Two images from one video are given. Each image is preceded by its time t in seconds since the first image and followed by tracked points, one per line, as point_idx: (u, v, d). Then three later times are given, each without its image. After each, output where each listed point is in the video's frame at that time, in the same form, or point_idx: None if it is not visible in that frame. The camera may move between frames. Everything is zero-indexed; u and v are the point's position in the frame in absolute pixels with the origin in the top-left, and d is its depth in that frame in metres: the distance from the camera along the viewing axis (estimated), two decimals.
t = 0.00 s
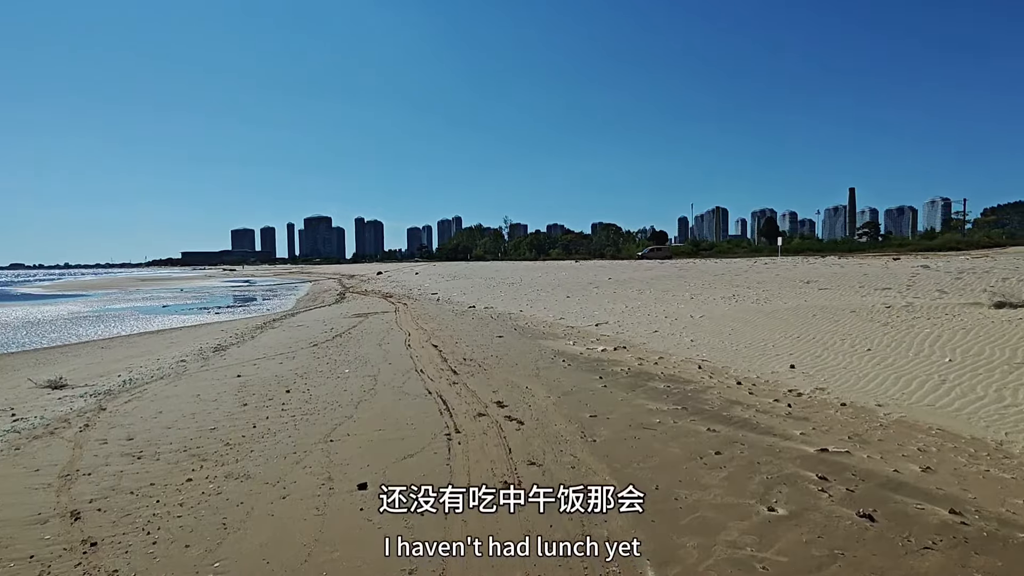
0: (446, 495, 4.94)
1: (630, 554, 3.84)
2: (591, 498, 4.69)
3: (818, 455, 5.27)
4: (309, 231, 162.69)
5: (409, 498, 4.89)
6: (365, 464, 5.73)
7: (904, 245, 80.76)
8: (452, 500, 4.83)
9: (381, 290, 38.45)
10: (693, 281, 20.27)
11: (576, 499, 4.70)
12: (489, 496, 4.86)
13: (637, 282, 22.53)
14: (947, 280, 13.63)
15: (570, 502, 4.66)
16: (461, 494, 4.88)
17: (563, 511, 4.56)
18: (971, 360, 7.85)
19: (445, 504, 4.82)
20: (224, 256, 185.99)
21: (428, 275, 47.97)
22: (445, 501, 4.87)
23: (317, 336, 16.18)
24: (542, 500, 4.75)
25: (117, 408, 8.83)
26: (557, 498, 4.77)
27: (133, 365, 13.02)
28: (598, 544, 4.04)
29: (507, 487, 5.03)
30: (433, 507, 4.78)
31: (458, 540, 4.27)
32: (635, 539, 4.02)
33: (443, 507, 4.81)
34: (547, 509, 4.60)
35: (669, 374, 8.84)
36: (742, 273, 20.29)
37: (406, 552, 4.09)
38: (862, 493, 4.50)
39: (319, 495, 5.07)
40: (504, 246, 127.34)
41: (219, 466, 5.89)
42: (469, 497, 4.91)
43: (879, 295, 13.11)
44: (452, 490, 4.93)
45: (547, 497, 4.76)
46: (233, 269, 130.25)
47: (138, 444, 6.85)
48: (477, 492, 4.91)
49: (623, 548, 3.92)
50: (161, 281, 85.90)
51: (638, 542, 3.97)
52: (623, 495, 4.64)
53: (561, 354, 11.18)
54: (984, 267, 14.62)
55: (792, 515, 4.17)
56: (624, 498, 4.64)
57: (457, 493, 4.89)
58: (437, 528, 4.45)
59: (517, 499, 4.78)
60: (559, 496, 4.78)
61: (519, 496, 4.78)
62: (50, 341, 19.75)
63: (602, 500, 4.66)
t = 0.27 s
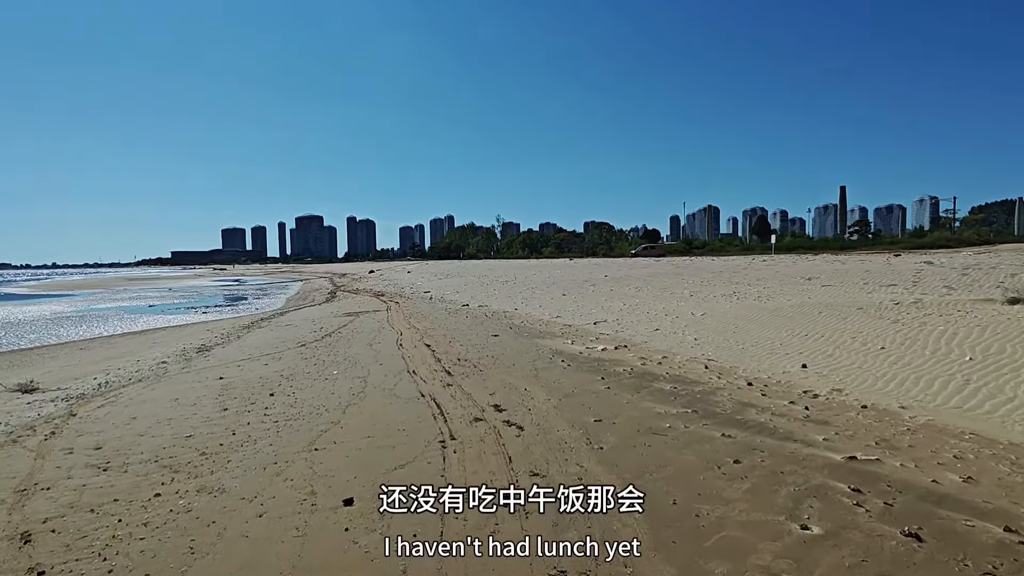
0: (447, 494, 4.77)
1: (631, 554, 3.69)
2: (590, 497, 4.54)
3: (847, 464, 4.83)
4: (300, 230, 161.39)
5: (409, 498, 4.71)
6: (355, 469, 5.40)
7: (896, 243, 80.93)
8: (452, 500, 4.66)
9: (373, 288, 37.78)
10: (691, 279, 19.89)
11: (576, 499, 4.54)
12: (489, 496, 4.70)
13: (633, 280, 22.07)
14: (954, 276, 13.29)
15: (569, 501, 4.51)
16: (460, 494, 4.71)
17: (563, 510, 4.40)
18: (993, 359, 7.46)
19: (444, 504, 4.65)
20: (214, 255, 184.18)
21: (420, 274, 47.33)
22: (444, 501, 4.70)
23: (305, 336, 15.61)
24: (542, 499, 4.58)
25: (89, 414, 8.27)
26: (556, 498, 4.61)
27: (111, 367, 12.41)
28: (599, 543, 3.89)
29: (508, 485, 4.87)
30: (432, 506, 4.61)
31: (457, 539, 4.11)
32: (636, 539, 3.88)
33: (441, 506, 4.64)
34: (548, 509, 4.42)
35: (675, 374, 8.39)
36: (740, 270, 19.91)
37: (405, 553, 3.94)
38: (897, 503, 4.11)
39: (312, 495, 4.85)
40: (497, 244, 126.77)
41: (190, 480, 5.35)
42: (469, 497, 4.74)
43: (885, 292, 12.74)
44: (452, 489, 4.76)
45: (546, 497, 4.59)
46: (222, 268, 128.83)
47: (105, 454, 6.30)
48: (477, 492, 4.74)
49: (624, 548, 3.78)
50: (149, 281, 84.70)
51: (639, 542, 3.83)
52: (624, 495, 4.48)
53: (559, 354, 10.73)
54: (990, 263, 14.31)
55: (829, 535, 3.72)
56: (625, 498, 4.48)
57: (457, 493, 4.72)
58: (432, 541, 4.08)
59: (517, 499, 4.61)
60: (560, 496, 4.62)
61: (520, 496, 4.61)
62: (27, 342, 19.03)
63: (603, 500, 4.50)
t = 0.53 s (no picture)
0: (447, 495, 4.81)
1: (630, 554, 3.76)
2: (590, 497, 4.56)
3: (880, 486, 4.44)
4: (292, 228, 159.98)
5: (409, 498, 4.74)
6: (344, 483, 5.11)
7: (889, 241, 81.01)
8: (452, 500, 4.69)
9: (366, 288, 37.17)
10: (691, 278, 19.48)
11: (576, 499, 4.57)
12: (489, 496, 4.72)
13: (632, 279, 21.65)
14: (962, 276, 12.97)
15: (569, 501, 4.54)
16: (460, 495, 4.74)
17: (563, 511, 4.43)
18: (1018, 365, 7.10)
19: (444, 504, 4.68)
20: (206, 253, 182.58)
21: (414, 272, 46.70)
22: (444, 502, 4.73)
23: (294, 338, 15.11)
24: (542, 500, 4.61)
25: (59, 425, 7.76)
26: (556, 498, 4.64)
27: (88, 373, 11.84)
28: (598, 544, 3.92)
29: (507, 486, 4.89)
30: (433, 507, 4.64)
31: (458, 539, 4.15)
32: (635, 538, 3.95)
33: (442, 506, 4.66)
34: (549, 514, 4.38)
35: (681, 381, 8.00)
36: (740, 270, 19.53)
37: (406, 552, 3.97)
38: (936, 527, 3.80)
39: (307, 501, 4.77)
40: (491, 242, 126.18)
41: (158, 506, 4.86)
42: (469, 497, 4.77)
43: (893, 292, 12.39)
44: (452, 490, 4.79)
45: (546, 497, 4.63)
46: (214, 267, 127.56)
47: (70, 472, 5.82)
48: (477, 492, 4.76)
49: (623, 548, 3.84)
50: (138, 279, 83.59)
51: (638, 542, 3.90)
52: (623, 495, 4.53)
53: (558, 358, 10.31)
54: (997, 262, 14.00)
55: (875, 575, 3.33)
56: (624, 499, 4.53)
57: (457, 493, 4.75)
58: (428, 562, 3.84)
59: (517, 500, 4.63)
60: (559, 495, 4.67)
61: (520, 496, 4.65)
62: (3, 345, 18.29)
63: (602, 501, 4.53)
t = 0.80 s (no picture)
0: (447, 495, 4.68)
1: (631, 554, 3.67)
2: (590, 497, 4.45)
3: (924, 503, 4.03)
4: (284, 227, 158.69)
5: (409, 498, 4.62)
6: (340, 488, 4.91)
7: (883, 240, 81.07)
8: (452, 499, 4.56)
9: (358, 287, 36.55)
10: (690, 276, 19.09)
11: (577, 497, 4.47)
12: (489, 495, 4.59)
13: (630, 278, 21.20)
14: (972, 274, 12.64)
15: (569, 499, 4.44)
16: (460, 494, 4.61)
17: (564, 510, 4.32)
18: None
19: (444, 504, 4.55)
20: (197, 252, 180.94)
21: (407, 271, 46.07)
22: (444, 501, 4.60)
23: (282, 339, 14.57)
24: (542, 499, 4.49)
25: (26, 433, 7.23)
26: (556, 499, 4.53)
27: (65, 376, 11.29)
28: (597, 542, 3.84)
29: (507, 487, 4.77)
30: (433, 506, 4.53)
31: (457, 539, 4.04)
32: (636, 539, 3.85)
33: (441, 505, 4.55)
34: (549, 516, 4.24)
35: (691, 384, 7.55)
36: (741, 268, 19.17)
37: (405, 553, 3.86)
38: (989, 549, 3.44)
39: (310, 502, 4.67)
40: (484, 242, 125.59)
41: (123, 528, 4.37)
42: (469, 497, 4.63)
43: (902, 290, 12.04)
44: (452, 490, 4.66)
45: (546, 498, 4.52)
46: (205, 266, 126.25)
47: (30, 488, 5.30)
48: (477, 492, 4.63)
49: (624, 548, 3.75)
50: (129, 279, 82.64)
51: (640, 542, 3.80)
52: (625, 495, 4.41)
53: (558, 359, 9.89)
54: (1006, 260, 13.70)
55: None
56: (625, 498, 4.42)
57: (457, 493, 4.62)
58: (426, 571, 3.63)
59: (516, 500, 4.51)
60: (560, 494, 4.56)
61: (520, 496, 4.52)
62: None
63: (605, 500, 4.41)
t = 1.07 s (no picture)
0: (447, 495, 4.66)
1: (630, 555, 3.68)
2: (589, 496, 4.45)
3: (973, 533, 3.64)
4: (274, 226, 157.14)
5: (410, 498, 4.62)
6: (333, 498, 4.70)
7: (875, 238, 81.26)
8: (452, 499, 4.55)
9: (349, 286, 35.91)
10: (689, 276, 18.69)
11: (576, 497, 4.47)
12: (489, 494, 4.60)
13: (627, 277, 20.79)
14: (979, 273, 12.31)
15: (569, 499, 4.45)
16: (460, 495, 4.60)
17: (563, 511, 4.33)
18: None
19: (444, 504, 4.55)
20: (187, 251, 179.11)
21: (400, 270, 45.44)
22: (444, 501, 4.59)
23: (268, 343, 14.01)
24: (541, 499, 4.50)
25: None
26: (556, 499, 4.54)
27: (37, 383, 10.71)
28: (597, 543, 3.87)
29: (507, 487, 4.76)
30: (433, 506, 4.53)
31: (458, 539, 4.04)
32: (635, 539, 3.87)
33: (442, 505, 4.55)
34: (549, 517, 4.25)
35: (699, 392, 7.15)
36: (740, 267, 18.79)
37: (406, 553, 3.88)
38: None
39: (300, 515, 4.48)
40: (477, 240, 124.94)
41: (76, 566, 3.86)
42: (469, 497, 4.62)
43: (909, 291, 11.69)
44: (452, 490, 4.64)
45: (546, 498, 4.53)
46: (193, 265, 124.68)
47: None
48: (477, 492, 4.63)
49: (623, 548, 3.76)
50: (116, 278, 81.45)
51: (638, 542, 3.82)
52: (624, 495, 4.41)
53: (557, 364, 9.46)
54: (1012, 258, 13.39)
55: None
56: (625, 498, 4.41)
57: (457, 493, 4.60)
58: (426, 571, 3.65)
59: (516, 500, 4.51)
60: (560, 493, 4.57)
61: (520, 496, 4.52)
62: None
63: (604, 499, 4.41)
